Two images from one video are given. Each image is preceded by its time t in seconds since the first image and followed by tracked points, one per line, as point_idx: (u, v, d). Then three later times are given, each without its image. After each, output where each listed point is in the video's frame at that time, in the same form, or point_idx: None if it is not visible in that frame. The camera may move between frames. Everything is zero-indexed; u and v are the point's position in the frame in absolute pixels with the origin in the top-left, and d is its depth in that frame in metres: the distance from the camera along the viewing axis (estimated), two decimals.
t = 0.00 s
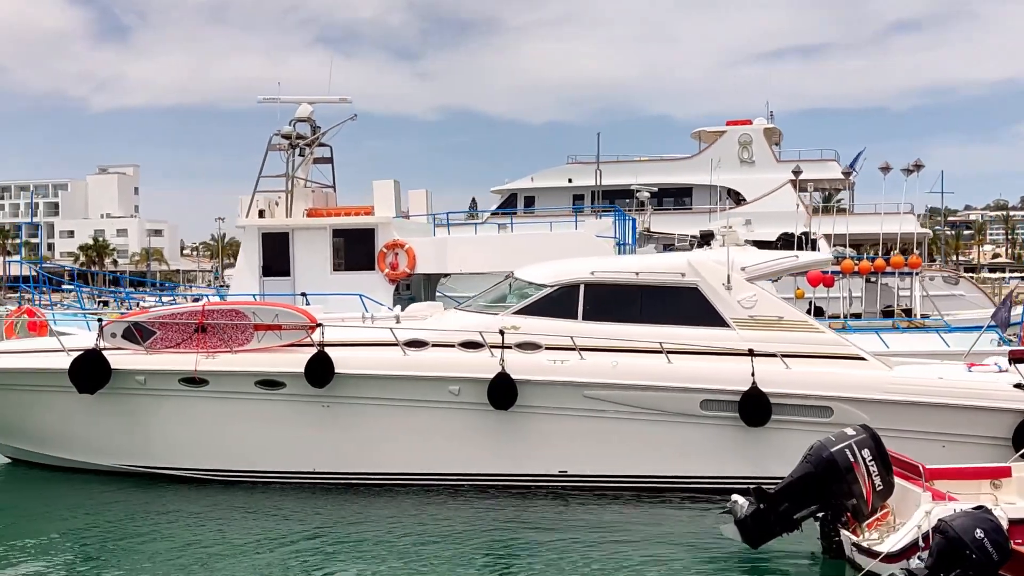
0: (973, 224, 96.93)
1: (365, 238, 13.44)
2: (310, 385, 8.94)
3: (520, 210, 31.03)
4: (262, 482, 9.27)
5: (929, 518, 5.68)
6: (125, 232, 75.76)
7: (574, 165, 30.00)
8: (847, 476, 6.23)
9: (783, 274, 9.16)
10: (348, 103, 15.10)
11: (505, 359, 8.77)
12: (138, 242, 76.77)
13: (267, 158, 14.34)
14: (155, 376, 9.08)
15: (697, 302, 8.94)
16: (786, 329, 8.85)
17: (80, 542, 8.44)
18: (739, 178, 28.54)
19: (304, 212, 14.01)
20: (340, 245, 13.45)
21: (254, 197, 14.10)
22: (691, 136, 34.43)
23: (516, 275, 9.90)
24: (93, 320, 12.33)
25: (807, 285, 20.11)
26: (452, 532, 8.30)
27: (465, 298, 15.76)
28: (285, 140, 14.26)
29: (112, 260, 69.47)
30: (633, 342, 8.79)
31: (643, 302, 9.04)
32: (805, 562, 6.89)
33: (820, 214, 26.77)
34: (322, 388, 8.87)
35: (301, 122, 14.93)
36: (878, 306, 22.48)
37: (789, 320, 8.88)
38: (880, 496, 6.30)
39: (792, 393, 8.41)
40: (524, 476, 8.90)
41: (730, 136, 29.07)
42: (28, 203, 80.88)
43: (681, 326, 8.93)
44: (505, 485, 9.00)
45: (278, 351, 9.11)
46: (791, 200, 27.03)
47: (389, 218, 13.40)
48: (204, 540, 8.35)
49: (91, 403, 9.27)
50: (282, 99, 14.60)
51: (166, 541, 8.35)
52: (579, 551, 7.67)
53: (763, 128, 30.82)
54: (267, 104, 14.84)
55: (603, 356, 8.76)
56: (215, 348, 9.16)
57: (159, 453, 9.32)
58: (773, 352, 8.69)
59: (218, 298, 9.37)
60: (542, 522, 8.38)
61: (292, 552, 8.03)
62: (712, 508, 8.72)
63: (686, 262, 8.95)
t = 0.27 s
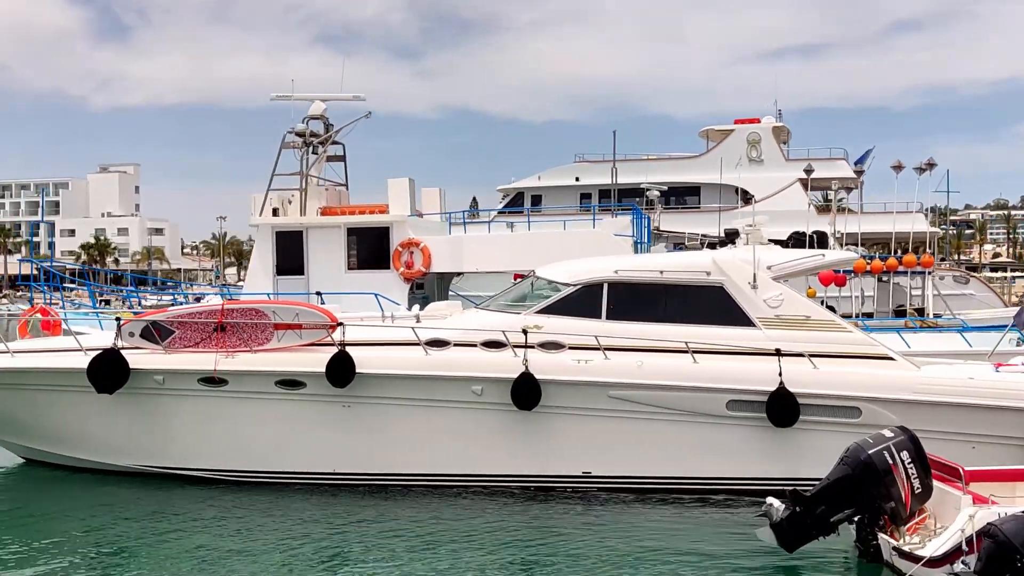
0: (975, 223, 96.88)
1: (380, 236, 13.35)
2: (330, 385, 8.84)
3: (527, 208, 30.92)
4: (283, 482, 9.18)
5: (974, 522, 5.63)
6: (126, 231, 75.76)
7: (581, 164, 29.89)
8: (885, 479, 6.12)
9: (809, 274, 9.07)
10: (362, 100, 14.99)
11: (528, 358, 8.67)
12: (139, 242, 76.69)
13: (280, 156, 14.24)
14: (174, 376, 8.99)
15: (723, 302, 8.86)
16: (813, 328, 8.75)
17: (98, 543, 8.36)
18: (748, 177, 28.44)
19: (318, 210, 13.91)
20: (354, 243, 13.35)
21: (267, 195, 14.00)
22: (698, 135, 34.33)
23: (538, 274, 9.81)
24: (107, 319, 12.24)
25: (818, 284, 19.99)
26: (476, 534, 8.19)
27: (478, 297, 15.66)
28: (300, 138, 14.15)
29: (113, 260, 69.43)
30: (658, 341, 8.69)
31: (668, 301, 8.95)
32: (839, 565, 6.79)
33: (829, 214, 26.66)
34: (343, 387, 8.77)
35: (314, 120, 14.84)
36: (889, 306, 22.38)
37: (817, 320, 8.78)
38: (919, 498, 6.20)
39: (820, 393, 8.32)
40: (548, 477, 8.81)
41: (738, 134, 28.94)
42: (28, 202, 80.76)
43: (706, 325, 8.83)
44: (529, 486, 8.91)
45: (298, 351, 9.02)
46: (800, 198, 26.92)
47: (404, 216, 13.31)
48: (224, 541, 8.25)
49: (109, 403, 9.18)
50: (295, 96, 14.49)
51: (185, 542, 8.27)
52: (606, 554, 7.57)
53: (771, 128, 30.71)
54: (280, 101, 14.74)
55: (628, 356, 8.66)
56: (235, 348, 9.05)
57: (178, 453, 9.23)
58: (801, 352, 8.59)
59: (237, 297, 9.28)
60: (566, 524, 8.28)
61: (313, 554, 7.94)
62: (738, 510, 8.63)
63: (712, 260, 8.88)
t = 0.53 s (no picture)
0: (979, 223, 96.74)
1: (399, 235, 13.23)
2: (358, 386, 8.72)
3: (535, 208, 30.78)
4: (309, 484, 9.07)
5: None
6: (128, 230, 75.77)
7: (590, 163, 29.75)
8: (936, 482, 6.01)
9: (843, 273, 8.95)
10: (379, 98, 14.86)
11: (558, 359, 8.54)
12: (142, 241, 76.61)
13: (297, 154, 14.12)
14: (198, 377, 8.87)
15: (757, 301, 8.75)
16: (849, 328, 8.64)
17: (123, 547, 8.24)
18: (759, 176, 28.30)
19: (336, 209, 13.79)
20: (373, 242, 13.24)
21: (285, 194, 13.89)
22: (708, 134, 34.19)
23: (567, 274, 9.69)
24: (124, 319, 12.12)
25: (832, 282, 19.82)
26: (507, 538, 8.07)
27: (495, 297, 15.53)
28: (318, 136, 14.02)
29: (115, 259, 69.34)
30: (691, 341, 8.56)
31: (700, 301, 8.84)
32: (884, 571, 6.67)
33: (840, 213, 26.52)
34: (372, 388, 8.65)
35: (332, 117, 14.71)
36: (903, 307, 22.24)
37: (852, 319, 8.67)
38: (969, 502, 6.11)
39: (857, 394, 8.19)
40: (579, 479, 8.70)
41: (749, 133, 28.79)
42: (30, 201, 80.64)
43: (739, 325, 8.72)
44: (559, 487, 8.80)
45: (325, 351, 8.90)
46: (812, 198, 26.78)
47: (424, 215, 13.20)
48: (253, 544, 8.14)
49: (132, 404, 9.06)
50: (312, 94, 14.36)
51: (211, 546, 8.15)
52: (641, 559, 7.45)
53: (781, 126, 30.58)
54: (297, 99, 14.61)
55: (660, 356, 8.54)
56: (260, 348, 8.93)
57: (202, 455, 9.12)
58: (837, 352, 8.47)
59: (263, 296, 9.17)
60: (598, 528, 8.17)
61: (342, 557, 7.82)
62: (773, 512, 8.51)
63: (745, 259, 8.77)
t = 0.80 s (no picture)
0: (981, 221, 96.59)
1: (416, 234, 13.12)
2: (382, 386, 8.61)
3: (542, 206, 30.65)
4: (332, 486, 8.97)
5: None
6: (129, 229, 75.73)
7: (598, 161, 29.61)
8: (982, 484, 5.90)
9: (873, 272, 8.86)
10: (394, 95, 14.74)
11: (586, 359, 8.43)
12: (144, 241, 76.47)
13: (311, 152, 13.99)
14: (220, 377, 8.75)
15: (786, 300, 8.65)
16: (879, 328, 8.54)
17: (146, 549, 8.14)
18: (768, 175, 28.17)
19: (352, 208, 13.67)
20: (390, 242, 13.12)
21: (299, 192, 13.77)
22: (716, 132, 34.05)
23: (592, 273, 9.59)
24: (139, 318, 12.00)
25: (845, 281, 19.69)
26: (535, 540, 7.96)
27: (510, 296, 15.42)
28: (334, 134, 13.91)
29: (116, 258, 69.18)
30: (721, 341, 8.45)
31: (728, 300, 8.74)
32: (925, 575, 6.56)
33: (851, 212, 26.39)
34: (396, 388, 8.54)
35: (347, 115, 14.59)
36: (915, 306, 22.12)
37: (883, 319, 8.57)
38: (1016, 504, 6.02)
39: (890, 394, 8.07)
40: (606, 481, 8.58)
41: (758, 132, 28.65)
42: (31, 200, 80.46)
43: (768, 325, 8.61)
44: (587, 490, 8.69)
45: (348, 351, 8.80)
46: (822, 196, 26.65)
47: (441, 214, 13.09)
48: (277, 547, 8.03)
49: (153, 405, 8.95)
50: (327, 92, 14.23)
51: (235, 548, 8.05)
52: (674, 564, 7.34)
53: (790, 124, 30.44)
54: (311, 97, 14.50)
55: (689, 356, 8.42)
56: (283, 348, 8.82)
57: (224, 456, 9.01)
58: (869, 352, 8.37)
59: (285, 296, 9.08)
60: (627, 530, 8.05)
61: (369, 560, 7.71)
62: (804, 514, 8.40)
63: (774, 257, 8.68)
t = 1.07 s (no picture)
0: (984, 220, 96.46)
1: (432, 233, 13.00)
2: (407, 386, 8.49)
3: (549, 206, 30.48)
4: (356, 488, 8.85)
5: None
6: (129, 229, 75.79)
7: (605, 160, 29.45)
8: None
9: (904, 270, 8.77)
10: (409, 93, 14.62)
11: (614, 359, 8.30)
12: (146, 240, 76.30)
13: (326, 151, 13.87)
14: (242, 377, 8.63)
15: (816, 299, 8.57)
16: (911, 327, 8.46)
17: (170, 552, 8.02)
18: (777, 173, 28.02)
19: (368, 206, 13.55)
20: (406, 240, 13.00)
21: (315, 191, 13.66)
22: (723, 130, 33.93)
23: (617, 271, 9.47)
24: (154, 318, 11.87)
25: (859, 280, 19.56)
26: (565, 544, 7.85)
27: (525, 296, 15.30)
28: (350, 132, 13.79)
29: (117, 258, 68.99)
30: (751, 341, 8.33)
31: (757, 299, 8.64)
32: None
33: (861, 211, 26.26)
34: (422, 388, 8.42)
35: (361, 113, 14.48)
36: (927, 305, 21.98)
37: (916, 318, 8.49)
38: None
39: (925, 394, 7.93)
40: (635, 483, 8.47)
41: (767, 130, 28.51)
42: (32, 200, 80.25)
43: (798, 325, 8.51)
44: (615, 492, 8.57)
45: (372, 351, 8.68)
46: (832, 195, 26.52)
47: (457, 212, 12.96)
48: (303, 550, 7.91)
49: (174, 405, 8.83)
50: (342, 89, 14.11)
51: (260, 550, 7.93)
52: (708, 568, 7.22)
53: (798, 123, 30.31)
54: (326, 94, 14.38)
55: (719, 356, 8.30)
56: (306, 348, 8.72)
57: (246, 458, 8.90)
58: (902, 352, 8.24)
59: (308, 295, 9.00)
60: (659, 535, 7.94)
61: (397, 563, 7.59)
62: (835, 518, 8.28)
63: (804, 256, 8.61)
